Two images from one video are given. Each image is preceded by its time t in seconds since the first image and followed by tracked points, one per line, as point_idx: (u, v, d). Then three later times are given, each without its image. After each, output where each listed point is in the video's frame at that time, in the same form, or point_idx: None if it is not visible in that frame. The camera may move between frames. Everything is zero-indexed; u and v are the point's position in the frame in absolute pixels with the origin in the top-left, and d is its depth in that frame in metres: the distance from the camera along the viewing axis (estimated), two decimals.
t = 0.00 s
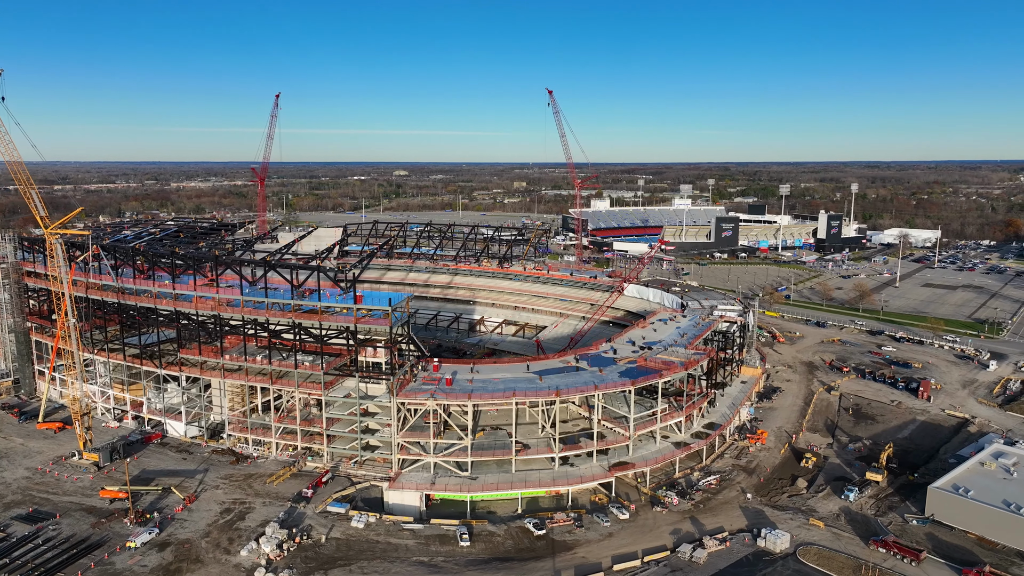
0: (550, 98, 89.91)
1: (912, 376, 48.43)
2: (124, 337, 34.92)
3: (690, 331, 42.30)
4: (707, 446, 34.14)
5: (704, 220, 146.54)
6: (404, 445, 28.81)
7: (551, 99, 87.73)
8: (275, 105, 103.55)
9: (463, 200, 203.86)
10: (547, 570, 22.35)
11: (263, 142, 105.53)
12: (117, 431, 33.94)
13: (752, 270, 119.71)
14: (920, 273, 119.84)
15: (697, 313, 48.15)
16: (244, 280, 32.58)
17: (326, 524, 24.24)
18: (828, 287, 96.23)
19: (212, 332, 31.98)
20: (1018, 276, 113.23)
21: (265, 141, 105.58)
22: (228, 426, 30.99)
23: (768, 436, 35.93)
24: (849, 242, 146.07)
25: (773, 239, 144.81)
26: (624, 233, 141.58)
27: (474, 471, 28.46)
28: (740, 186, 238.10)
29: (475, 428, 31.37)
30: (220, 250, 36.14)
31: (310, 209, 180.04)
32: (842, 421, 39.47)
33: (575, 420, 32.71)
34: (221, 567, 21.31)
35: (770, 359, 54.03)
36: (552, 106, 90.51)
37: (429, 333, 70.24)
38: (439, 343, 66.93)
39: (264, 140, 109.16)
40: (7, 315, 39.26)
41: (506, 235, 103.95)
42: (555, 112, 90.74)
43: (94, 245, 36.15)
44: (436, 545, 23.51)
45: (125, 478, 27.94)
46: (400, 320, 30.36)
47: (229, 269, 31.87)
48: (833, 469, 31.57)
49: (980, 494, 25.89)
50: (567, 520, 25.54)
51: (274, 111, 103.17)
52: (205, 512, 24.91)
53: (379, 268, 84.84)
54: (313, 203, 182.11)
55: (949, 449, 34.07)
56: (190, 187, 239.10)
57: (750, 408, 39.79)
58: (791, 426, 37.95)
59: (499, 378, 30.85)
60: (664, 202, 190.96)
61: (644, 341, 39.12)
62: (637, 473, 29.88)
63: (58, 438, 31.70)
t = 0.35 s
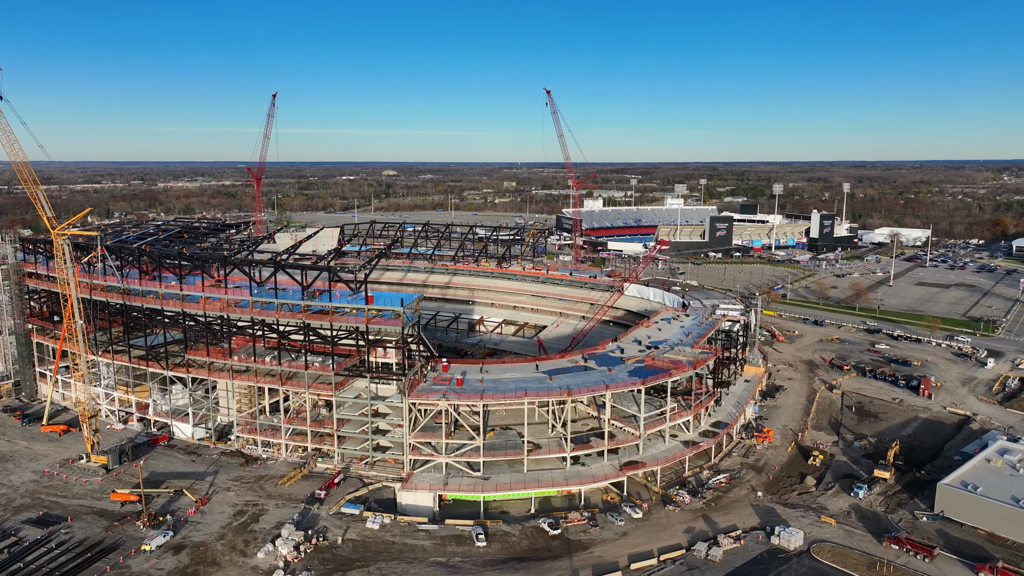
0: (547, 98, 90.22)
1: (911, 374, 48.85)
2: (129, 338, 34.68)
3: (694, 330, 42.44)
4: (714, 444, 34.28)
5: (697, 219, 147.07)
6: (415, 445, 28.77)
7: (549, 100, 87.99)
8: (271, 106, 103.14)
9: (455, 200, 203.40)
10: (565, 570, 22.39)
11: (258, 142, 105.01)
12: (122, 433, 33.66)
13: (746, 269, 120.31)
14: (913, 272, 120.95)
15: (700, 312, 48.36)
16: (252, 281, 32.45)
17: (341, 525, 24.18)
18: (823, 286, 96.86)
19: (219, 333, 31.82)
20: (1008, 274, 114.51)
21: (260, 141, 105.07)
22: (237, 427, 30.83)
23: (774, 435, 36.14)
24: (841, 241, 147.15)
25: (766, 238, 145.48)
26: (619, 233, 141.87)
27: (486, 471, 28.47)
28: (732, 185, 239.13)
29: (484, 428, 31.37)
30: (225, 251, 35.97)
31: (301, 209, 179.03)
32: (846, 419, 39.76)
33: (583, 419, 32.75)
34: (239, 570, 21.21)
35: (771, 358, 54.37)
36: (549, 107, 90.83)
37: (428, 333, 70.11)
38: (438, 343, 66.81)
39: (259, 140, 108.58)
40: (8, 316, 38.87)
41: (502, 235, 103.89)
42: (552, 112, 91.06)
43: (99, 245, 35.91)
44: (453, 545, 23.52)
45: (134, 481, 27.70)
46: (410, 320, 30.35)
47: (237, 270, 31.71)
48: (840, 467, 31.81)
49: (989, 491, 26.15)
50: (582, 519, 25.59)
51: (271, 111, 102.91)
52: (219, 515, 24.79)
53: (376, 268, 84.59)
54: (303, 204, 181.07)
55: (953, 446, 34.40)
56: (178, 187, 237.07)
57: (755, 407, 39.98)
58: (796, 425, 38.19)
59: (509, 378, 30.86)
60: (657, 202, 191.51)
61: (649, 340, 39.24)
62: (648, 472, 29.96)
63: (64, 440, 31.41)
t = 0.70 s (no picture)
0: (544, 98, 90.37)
1: (910, 372, 49.34)
2: (132, 340, 34.34)
3: (697, 330, 42.61)
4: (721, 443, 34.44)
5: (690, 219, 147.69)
6: (426, 446, 28.73)
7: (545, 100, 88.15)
8: (267, 105, 102.58)
9: (446, 200, 202.93)
10: (581, 569, 22.45)
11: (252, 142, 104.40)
12: (127, 436, 33.33)
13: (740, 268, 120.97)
14: (904, 271, 122.19)
15: (701, 312, 48.60)
16: (259, 282, 32.28)
17: (355, 526, 24.12)
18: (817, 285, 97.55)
19: (226, 333, 31.61)
20: (997, 272, 115.84)
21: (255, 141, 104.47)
22: (245, 429, 30.64)
23: (779, 433, 36.38)
24: (833, 240, 148.30)
25: (759, 238, 146.34)
26: (612, 233, 142.14)
27: (497, 471, 28.47)
28: (722, 185, 240.25)
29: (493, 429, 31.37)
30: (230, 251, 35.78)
31: (291, 209, 177.96)
32: (848, 416, 40.11)
33: (591, 419, 32.80)
34: (255, 572, 21.11)
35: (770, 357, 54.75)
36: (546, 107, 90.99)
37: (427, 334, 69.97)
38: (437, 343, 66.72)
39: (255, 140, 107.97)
40: (7, 319, 38.46)
41: (497, 235, 103.87)
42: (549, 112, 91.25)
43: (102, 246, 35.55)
44: (468, 545, 23.53)
45: (143, 484, 27.47)
46: (419, 320, 30.32)
47: (243, 271, 31.53)
48: (846, 464, 32.10)
49: (996, 487, 26.45)
50: (595, 519, 25.67)
51: (267, 110, 102.39)
52: (231, 517, 24.64)
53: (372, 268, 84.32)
54: (293, 204, 180.03)
55: (956, 443, 34.79)
56: (164, 186, 235.08)
57: (758, 405, 40.22)
58: (799, 423, 38.47)
59: (518, 378, 30.86)
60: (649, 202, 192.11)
61: (654, 340, 39.37)
62: (657, 471, 30.06)
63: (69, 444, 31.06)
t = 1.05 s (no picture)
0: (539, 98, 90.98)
1: (906, 370, 49.88)
2: (135, 341, 33.96)
3: (699, 329, 42.78)
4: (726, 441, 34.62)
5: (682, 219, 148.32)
6: (435, 446, 28.67)
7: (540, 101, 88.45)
8: (263, 105, 101.90)
9: (436, 200, 202.43)
10: (596, 568, 22.51)
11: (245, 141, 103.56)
12: (131, 438, 32.98)
13: (732, 268, 121.66)
14: (893, 269, 123.52)
15: (701, 311, 48.85)
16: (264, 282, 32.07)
17: (368, 528, 24.04)
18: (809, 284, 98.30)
19: (232, 334, 31.38)
20: (985, 271, 117.31)
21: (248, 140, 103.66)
22: (251, 431, 30.45)
23: (782, 431, 36.65)
24: (822, 240, 149.57)
25: (750, 237, 147.20)
26: (606, 232, 142.37)
27: (507, 471, 28.47)
28: (711, 185, 241.51)
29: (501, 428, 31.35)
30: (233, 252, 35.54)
31: (279, 209, 176.88)
32: (849, 414, 40.50)
33: (598, 418, 32.83)
34: None
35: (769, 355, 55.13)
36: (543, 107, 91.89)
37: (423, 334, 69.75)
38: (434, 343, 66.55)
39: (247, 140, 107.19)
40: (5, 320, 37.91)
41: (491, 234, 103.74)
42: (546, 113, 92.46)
43: (105, 246, 35.10)
44: (482, 546, 23.54)
45: (150, 487, 27.22)
46: (429, 321, 30.30)
47: (249, 271, 31.29)
48: (850, 462, 32.41)
49: (1001, 483, 26.81)
50: (606, 518, 25.77)
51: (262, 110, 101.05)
52: (242, 519, 24.49)
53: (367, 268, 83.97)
54: (280, 204, 178.95)
55: (956, 440, 35.24)
56: (149, 187, 232.94)
57: (760, 404, 40.46)
58: (802, 421, 38.77)
59: (526, 378, 30.87)
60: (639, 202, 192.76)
61: (657, 339, 39.51)
62: (666, 469, 30.18)
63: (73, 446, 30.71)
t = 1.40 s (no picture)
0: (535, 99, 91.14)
1: (902, 367, 50.44)
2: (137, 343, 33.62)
3: (700, 328, 43.02)
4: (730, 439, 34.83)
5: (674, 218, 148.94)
6: (444, 447, 28.63)
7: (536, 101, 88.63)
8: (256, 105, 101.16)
9: (425, 199, 201.93)
10: (611, 567, 22.61)
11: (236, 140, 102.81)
12: (134, 441, 32.63)
13: (724, 267, 122.40)
14: (882, 268, 124.84)
15: (701, 311, 49.10)
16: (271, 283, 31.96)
17: (381, 529, 23.98)
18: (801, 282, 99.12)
19: (238, 336, 31.24)
20: (972, 269, 118.92)
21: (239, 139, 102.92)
22: (258, 433, 30.26)
23: (785, 429, 36.93)
24: (812, 239, 150.84)
25: (740, 237, 148.12)
26: (599, 231, 142.66)
27: (517, 471, 28.49)
28: (700, 184, 242.75)
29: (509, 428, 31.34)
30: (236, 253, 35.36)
31: (266, 210, 175.73)
32: (849, 411, 40.91)
33: (604, 417, 32.91)
34: None
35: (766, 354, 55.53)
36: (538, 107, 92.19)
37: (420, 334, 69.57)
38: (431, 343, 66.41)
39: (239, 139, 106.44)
40: (2, 323, 37.25)
41: (485, 234, 103.67)
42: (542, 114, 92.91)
43: (107, 247, 34.76)
44: (496, 545, 23.56)
45: (158, 490, 26.98)
46: (438, 322, 30.36)
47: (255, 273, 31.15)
48: (853, 458, 32.75)
49: (1004, 478, 27.19)
50: (618, 516, 25.88)
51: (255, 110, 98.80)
52: (254, 521, 24.35)
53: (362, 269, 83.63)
54: (266, 205, 177.78)
55: (956, 436, 35.71)
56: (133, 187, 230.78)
57: (762, 402, 40.74)
58: (803, 419, 39.09)
59: (533, 378, 30.89)
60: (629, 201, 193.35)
61: (660, 338, 39.70)
62: (673, 468, 30.31)
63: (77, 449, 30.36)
